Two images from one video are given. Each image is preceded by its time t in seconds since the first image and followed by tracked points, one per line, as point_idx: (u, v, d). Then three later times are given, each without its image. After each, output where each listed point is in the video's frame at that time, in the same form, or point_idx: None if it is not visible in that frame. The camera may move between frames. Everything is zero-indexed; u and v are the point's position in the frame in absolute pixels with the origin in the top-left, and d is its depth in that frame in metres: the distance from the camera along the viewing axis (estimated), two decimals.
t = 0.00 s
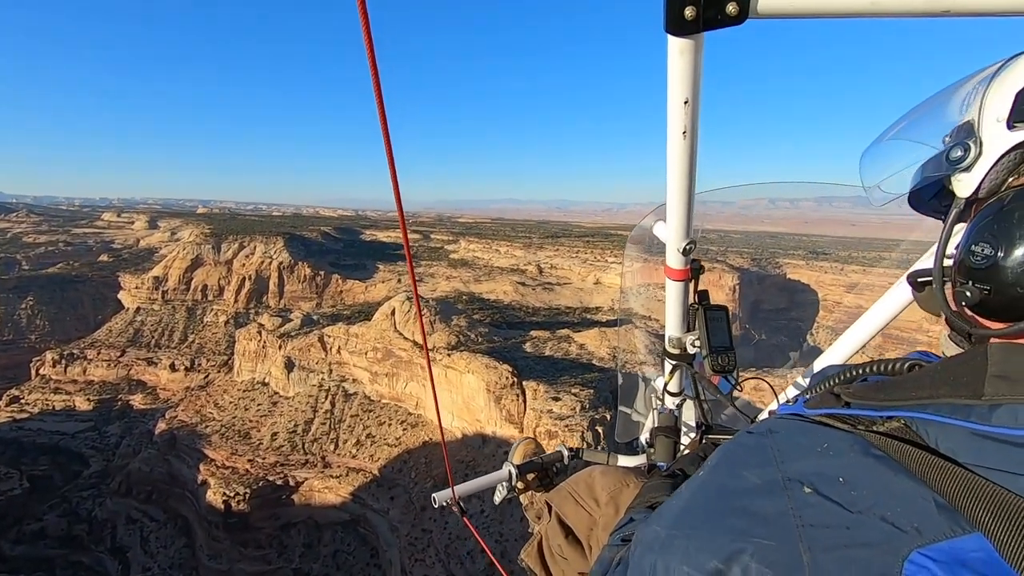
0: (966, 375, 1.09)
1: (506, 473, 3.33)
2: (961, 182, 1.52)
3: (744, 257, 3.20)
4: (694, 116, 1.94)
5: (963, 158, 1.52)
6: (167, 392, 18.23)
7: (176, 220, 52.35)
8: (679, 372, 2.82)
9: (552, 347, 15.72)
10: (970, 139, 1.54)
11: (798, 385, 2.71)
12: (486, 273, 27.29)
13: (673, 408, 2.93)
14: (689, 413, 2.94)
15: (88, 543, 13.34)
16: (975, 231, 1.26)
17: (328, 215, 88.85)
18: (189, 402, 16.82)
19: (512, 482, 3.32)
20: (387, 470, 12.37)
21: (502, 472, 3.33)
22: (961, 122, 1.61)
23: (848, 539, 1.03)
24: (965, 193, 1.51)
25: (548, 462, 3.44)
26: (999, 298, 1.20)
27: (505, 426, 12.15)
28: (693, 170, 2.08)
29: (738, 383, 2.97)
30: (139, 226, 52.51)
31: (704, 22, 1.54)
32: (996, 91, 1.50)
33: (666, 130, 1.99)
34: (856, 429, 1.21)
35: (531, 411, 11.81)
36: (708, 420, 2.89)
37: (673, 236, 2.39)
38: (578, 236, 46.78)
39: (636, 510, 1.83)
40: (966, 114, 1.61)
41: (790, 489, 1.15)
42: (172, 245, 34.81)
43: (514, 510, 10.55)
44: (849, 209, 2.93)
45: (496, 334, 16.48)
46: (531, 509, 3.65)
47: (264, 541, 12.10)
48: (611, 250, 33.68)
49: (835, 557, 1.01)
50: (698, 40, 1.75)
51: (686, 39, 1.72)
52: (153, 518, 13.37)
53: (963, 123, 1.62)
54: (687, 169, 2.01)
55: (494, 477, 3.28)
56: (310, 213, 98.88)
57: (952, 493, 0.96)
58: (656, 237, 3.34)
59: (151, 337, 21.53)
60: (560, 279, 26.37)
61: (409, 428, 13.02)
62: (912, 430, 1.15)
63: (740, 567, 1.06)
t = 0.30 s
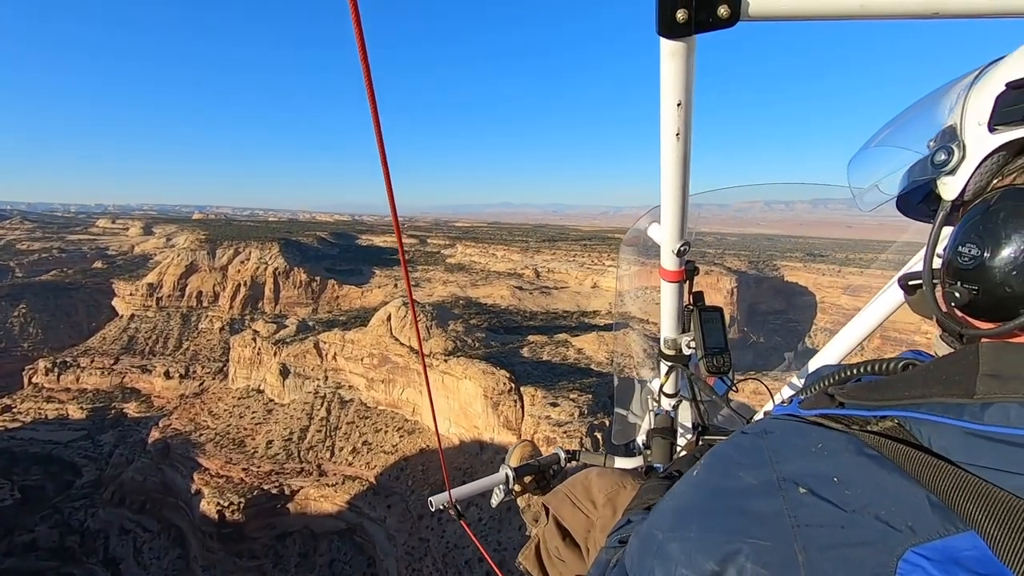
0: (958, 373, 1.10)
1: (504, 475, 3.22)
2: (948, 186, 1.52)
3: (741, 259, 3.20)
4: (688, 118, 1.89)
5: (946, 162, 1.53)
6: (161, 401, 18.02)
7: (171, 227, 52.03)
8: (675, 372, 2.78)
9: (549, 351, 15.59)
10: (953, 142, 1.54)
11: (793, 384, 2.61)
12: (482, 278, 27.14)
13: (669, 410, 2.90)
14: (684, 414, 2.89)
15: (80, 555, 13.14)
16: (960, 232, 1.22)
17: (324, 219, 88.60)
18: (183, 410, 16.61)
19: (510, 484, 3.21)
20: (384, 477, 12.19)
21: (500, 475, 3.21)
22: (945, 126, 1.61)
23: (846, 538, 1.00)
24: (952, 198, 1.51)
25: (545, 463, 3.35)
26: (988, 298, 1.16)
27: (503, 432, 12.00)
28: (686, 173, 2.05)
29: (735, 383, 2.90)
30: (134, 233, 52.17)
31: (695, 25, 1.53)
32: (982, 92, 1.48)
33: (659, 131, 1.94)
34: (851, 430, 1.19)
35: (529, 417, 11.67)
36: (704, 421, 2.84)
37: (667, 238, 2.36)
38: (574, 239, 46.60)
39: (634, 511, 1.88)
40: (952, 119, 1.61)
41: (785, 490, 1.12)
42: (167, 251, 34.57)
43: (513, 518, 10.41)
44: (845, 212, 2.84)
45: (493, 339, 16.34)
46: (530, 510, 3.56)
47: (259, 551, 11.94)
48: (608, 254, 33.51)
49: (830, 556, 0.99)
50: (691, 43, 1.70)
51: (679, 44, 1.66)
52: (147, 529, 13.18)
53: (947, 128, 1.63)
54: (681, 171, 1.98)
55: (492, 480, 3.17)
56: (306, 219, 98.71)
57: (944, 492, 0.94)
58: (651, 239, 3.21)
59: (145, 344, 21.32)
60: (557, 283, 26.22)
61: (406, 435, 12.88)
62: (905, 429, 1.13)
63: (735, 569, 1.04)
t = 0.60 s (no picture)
0: (954, 371, 1.03)
1: (500, 483, 3.11)
2: (939, 186, 1.42)
3: (741, 259, 3.14)
4: (681, 119, 1.82)
5: (938, 162, 1.42)
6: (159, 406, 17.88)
7: (170, 231, 51.87)
8: (671, 376, 2.70)
9: (549, 353, 15.47)
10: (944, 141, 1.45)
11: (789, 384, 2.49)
12: (481, 279, 27.04)
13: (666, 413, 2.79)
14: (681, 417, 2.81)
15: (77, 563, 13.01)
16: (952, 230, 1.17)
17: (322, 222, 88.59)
18: (180, 415, 16.48)
19: (506, 490, 3.11)
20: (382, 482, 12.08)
21: (496, 482, 3.10)
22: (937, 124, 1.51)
23: (842, 539, 0.94)
24: (944, 198, 1.41)
25: (543, 469, 3.20)
26: (980, 297, 1.11)
27: (502, 436, 11.88)
28: (680, 176, 1.99)
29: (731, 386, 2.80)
30: (132, 237, 52.15)
31: (686, 27, 1.47)
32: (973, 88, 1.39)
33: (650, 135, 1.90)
34: (848, 430, 1.13)
35: (529, 421, 11.56)
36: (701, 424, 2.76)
37: (661, 240, 2.27)
38: (573, 240, 46.55)
39: (631, 515, 1.77)
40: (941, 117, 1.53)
41: (783, 491, 1.05)
42: (165, 255, 34.45)
43: (513, 524, 10.30)
44: (842, 209, 2.69)
45: (492, 342, 16.21)
46: (528, 517, 3.45)
47: (257, 558, 11.81)
48: (607, 255, 33.37)
49: (830, 557, 0.93)
50: (682, 45, 1.67)
51: (669, 45, 1.61)
52: (144, 536, 13.05)
53: (937, 128, 1.53)
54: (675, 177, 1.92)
55: (488, 487, 3.08)
56: (305, 221, 99.05)
57: (944, 492, 0.88)
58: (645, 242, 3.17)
59: (142, 349, 21.18)
60: (556, 284, 26.11)
61: (405, 439, 12.76)
62: (900, 429, 1.08)
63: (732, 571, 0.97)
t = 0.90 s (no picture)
0: (952, 366, 0.96)
1: (497, 481, 3.00)
2: (922, 197, 1.34)
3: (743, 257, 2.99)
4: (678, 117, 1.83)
5: (924, 172, 1.34)
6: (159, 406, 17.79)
7: (171, 231, 51.80)
8: (669, 374, 2.60)
9: (550, 354, 15.36)
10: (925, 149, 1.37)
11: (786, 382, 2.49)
12: (483, 279, 26.96)
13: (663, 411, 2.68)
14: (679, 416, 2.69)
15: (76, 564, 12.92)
16: (960, 235, 1.07)
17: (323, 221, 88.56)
18: (180, 416, 16.39)
19: (504, 489, 3.00)
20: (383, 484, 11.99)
21: (494, 480, 2.99)
22: (912, 133, 1.44)
23: (842, 537, 0.87)
24: (927, 210, 1.33)
25: (541, 467, 3.12)
26: (1002, 305, 1.01)
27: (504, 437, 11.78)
28: (677, 172, 1.99)
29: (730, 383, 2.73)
30: (133, 237, 52.13)
31: (682, 24, 1.47)
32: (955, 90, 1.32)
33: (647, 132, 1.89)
34: (847, 426, 1.04)
35: (531, 422, 11.46)
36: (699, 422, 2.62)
37: (658, 237, 2.25)
38: (575, 240, 46.43)
39: (629, 515, 1.68)
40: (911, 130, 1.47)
41: (780, 486, 0.98)
42: (166, 255, 34.39)
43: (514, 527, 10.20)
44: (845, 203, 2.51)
45: (494, 342, 16.11)
46: (527, 517, 3.34)
47: (257, 560, 11.72)
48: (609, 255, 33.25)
49: (831, 556, 0.86)
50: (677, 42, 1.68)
51: (665, 42, 1.62)
52: (144, 538, 12.96)
53: (912, 136, 1.46)
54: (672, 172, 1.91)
55: (486, 486, 2.96)
56: (306, 221, 99.17)
57: (948, 489, 0.82)
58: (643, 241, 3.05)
59: (143, 349, 21.10)
60: (557, 284, 25.98)
61: (405, 440, 12.66)
62: (901, 425, 1.00)
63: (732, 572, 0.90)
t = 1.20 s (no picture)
0: (941, 364, 0.93)
1: (495, 476, 2.92)
2: (901, 206, 1.39)
3: (747, 257, 2.88)
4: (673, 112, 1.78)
5: (903, 181, 1.38)
6: (161, 406, 17.73)
7: (173, 229, 51.68)
8: (665, 369, 2.51)
9: (553, 354, 15.26)
10: (901, 159, 1.42)
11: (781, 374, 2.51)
12: (485, 278, 26.88)
13: (660, 405, 2.60)
14: (676, 410, 2.61)
15: (77, 565, 12.85)
16: (958, 240, 1.03)
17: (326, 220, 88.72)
18: (182, 416, 16.34)
19: (503, 485, 2.93)
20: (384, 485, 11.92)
21: (493, 475, 2.90)
22: (883, 142, 1.51)
23: (835, 531, 0.84)
24: (907, 218, 1.38)
25: (539, 462, 3.04)
26: (1010, 316, 0.96)
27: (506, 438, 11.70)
28: (672, 169, 1.94)
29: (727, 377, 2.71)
30: (136, 236, 52.07)
31: (677, 18, 1.49)
32: (917, 96, 1.41)
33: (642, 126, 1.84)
34: (838, 423, 1.00)
35: (533, 423, 11.38)
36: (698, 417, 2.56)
37: (653, 232, 2.20)
38: (578, 239, 46.32)
39: (625, 510, 1.64)
40: (882, 138, 1.53)
41: (775, 486, 0.95)
42: (168, 254, 34.30)
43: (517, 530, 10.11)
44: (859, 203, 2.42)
45: (496, 342, 16.03)
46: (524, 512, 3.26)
47: (258, 561, 11.64)
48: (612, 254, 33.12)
49: (821, 550, 0.83)
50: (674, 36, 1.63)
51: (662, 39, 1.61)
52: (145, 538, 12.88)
53: (883, 145, 1.52)
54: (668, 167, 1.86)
55: (484, 480, 2.88)
56: (309, 220, 99.56)
57: (936, 482, 0.79)
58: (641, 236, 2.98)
59: (145, 349, 21.02)
60: (560, 283, 25.90)
61: (407, 441, 12.58)
62: (889, 421, 0.95)
63: (724, 570, 0.88)
